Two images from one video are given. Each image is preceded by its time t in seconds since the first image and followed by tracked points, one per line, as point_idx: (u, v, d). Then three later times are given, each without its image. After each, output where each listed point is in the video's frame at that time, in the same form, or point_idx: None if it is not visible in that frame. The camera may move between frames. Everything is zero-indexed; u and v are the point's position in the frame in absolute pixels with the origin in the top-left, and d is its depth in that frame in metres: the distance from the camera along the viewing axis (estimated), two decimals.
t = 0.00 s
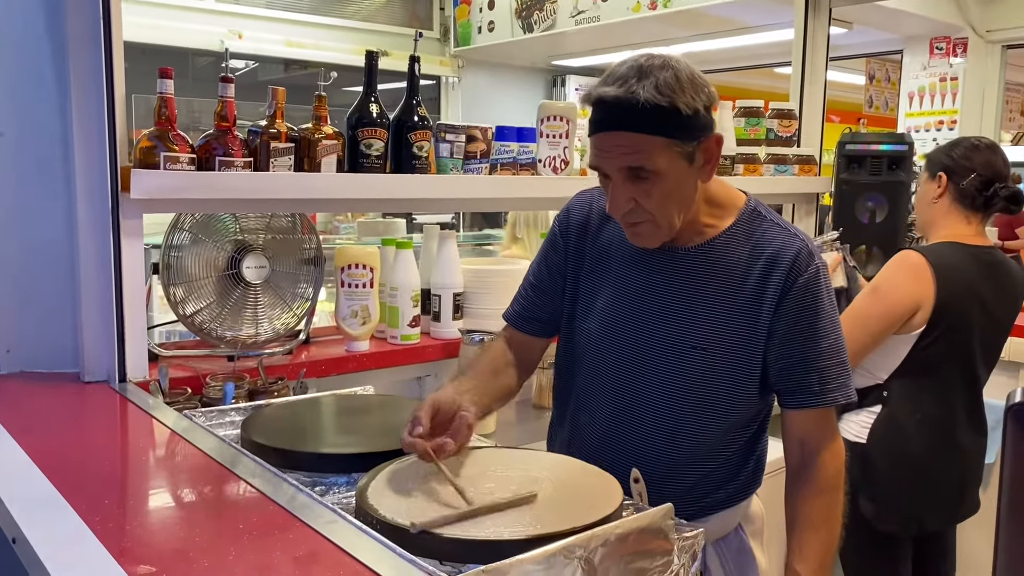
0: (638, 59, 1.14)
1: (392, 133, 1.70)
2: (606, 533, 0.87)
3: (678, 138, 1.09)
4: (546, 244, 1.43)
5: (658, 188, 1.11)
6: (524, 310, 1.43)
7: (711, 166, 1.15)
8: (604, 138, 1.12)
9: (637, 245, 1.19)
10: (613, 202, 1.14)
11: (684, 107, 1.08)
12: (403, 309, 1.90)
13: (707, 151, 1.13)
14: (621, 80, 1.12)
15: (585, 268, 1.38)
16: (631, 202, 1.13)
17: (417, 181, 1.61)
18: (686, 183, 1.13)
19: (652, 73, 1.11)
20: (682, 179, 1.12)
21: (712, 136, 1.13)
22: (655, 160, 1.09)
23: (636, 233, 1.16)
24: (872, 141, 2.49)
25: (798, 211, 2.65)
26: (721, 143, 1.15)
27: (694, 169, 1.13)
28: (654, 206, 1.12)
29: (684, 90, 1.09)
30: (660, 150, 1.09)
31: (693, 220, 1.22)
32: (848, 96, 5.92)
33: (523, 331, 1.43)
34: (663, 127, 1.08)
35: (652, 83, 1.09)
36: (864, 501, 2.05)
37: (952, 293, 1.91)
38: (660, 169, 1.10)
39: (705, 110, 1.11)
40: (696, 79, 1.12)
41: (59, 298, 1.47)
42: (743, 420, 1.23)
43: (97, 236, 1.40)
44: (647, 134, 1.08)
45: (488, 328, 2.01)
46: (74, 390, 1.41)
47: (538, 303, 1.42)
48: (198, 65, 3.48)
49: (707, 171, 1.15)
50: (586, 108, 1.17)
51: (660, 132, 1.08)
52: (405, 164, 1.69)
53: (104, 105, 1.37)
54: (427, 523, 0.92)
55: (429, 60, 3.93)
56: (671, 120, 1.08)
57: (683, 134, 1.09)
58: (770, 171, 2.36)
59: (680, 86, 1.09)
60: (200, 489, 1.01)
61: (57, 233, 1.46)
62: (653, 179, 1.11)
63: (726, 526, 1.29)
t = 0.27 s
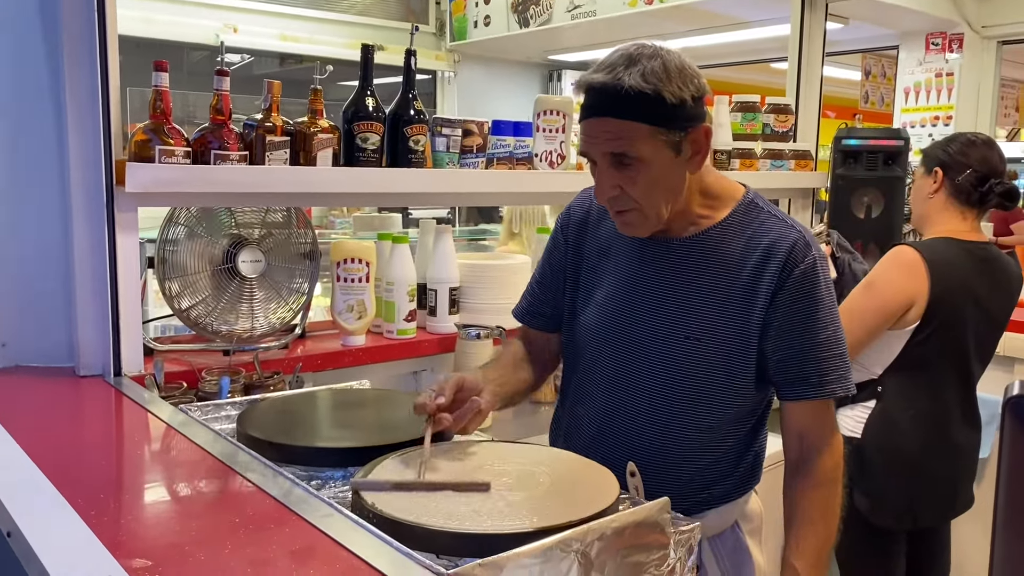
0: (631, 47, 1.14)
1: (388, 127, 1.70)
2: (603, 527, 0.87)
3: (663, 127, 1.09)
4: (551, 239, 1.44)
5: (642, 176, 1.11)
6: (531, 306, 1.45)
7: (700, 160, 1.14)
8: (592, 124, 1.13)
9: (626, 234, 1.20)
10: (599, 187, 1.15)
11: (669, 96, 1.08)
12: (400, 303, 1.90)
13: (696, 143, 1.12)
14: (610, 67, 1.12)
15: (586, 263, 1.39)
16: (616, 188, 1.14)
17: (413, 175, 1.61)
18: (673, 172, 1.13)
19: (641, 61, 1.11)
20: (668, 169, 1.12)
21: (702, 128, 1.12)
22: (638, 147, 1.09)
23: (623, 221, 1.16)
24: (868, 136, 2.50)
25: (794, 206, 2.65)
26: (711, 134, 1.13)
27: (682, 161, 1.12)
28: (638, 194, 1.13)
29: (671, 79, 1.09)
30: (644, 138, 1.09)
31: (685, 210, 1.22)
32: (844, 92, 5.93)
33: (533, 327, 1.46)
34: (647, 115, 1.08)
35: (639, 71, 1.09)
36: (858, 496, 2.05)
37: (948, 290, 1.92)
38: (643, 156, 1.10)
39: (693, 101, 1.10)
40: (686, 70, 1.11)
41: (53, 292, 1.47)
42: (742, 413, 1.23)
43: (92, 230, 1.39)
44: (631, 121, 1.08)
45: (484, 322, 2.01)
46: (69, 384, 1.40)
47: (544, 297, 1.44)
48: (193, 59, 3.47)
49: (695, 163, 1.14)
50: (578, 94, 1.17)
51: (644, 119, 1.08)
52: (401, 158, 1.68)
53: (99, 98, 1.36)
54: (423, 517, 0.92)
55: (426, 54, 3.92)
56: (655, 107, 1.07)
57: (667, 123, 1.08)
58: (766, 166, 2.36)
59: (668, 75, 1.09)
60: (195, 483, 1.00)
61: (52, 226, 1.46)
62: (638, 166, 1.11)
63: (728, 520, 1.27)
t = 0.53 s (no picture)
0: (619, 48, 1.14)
1: (384, 123, 1.70)
2: (599, 523, 0.87)
3: (652, 129, 1.08)
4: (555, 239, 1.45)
5: (632, 177, 1.12)
6: (544, 305, 1.47)
7: (689, 159, 1.14)
8: (580, 125, 1.13)
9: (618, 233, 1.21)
10: (589, 188, 1.15)
11: (656, 97, 1.07)
12: (396, 299, 1.90)
13: (684, 143, 1.13)
14: (598, 68, 1.12)
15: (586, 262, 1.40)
16: (606, 189, 1.14)
17: (410, 171, 1.61)
18: (662, 172, 1.12)
19: (628, 62, 1.10)
20: (657, 169, 1.12)
21: (689, 128, 1.12)
22: (627, 149, 1.09)
23: (613, 220, 1.17)
24: (863, 133, 2.50)
25: (790, 203, 2.66)
26: (701, 134, 1.13)
27: (670, 160, 1.12)
28: (627, 194, 1.13)
29: (659, 81, 1.08)
30: (631, 139, 1.09)
31: (676, 208, 1.22)
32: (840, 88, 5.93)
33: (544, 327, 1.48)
34: (635, 116, 1.07)
35: (627, 73, 1.09)
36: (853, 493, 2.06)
37: (942, 286, 1.92)
38: (631, 157, 1.10)
39: (681, 101, 1.09)
40: (674, 70, 1.11)
41: (48, 288, 1.46)
42: (735, 410, 1.23)
43: (87, 226, 1.39)
44: (620, 124, 1.08)
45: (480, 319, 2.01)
46: (64, 380, 1.40)
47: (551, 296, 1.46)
48: (188, 54, 3.46)
49: (686, 162, 1.14)
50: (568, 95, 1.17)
51: (631, 121, 1.08)
52: (397, 154, 1.68)
53: (94, 94, 1.36)
54: (420, 513, 0.92)
55: (422, 50, 3.92)
56: (642, 109, 1.07)
57: (655, 124, 1.08)
58: (763, 163, 2.37)
59: (655, 76, 1.09)
60: (191, 480, 1.00)
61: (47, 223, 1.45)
62: (627, 168, 1.11)
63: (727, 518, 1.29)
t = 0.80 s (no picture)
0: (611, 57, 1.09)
1: (380, 119, 1.70)
2: (595, 519, 0.87)
3: (647, 141, 1.05)
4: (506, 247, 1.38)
5: (626, 190, 1.09)
6: (505, 309, 1.34)
7: (683, 166, 1.12)
8: (574, 135, 1.09)
9: (613, 240, 1.20)
10: (584, 200, 1.12)
11: (653, 110, 1.04)
12: (392, 296, 1.90)
13: (679, 153, 1.10)
14: (591, 79, 1.08)
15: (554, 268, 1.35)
16: (601, 201, 1.12)
17: (406, 167, 1.61)
18: (657, 182, 1.10)
19: (622, 73, 1.06)
20: (652, 180, 1.09)
21: (684, 136, 1.09)
22: (623, 162, 1.06)
23: (610, 230, 1.17)
24: (859, 129, 2.50)
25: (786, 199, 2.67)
26: (694, 142, 1.11)
27: (666, 171, 1.10)
28: (622, 205, 1.12)
29: (654, 92, 1.05)
30: (628, 153, 1.06)
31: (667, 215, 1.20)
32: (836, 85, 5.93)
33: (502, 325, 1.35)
34: (632, 131, 1.04)
35: (622, 84, 1.06)
36: (849, 490, 2.07)
37: (937, 282, 1.92)
38: (628, 170, 1.07)
39: (676, 112, 1.07)
40: (669, 80, 1.07)
41: (41, 284, 1.45)
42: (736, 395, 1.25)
43: (82, 222, 1.38)
44: (615, 137, 1.05)
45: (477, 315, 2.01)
46: (58, 376, 1.39)
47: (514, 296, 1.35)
48: (184, 50, 3.45)
49: (680, 169, 1.12)
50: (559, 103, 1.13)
51: (628, 135, 1.04)
52: (393, 150, 1.68)
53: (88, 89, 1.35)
54: (415, 509, 0.92)
55: (418, 46, 3.91)
56: (639, 123, 1.04)
57: (652, 136, 1.05)
58: (759, 159, 2.37)
59: (651, 88, 1.05)
60: (186, 476, 1.00)
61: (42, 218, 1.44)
62: (623, 181, 1.09)
63: (729, 528, 1.30)
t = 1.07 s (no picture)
0: (620, 51, 1.14)
1: (376, 115, 1.69)
2: (591, 515, 0.87)
3: (658, 129, 1.09)
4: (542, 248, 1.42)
5: (639, 179, 1.11)
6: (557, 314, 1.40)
7: (693, 157, 1.14)
8: (585, 128, 1.12)
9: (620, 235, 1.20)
10: (596, 193, 1.14)
11: (664, 98, 1.08)
12: (388, 293, 1.90)
13: (689, 144, 1.13)
14: (602, 71, 1.12)
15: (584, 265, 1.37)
16: (613, 193, 1.13)
17: (402, 163, 1.60)
18: (669, 171, 1.13)
19: (633, 64, 1.11)
20: (664, 169, 1.12)
21: (693, 127, 1.13)
22: (634, 150, 1.09)
23: (620, 224, 1.17)
24: (855, 126, 2.50)
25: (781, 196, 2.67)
26: (702, 134, 1.14)
27: (676, 161, 1.13)
28: (634, 196, 1.13)
29: (664, 82, 1.09)
30: (640, 141, 1.09)
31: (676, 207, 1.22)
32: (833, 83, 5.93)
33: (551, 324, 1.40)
34: (644, 118, 1.08)
35: (632, 73, 1.10)
36: (845, 486, 2.08)
37: (933, 279, 1.93)
38: (639, 159, 1.10)
39: (685, 101, 1.11)
40: (676, 71, 1.12)
41: (35, 280, 1.44)
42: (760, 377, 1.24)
43: (76, 218, 1.38)
44: (627, 126, 1.08)
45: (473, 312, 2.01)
46: (54, 372, 1.39)
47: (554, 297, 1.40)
48: (180, 46, 3.44)
49: (690, 160, 1.14)
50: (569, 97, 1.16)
51: (640, 123, 1.08)
52: (389, 146, 1.67)
53: (83, 85, 1.35)
54: (412, 505, 0.92)
55: (414, 43, 3.90)
56: (651, 111, 1.08)
57: (664, 123, 1.09)
58: (755, 156, 2.37)
59: (661, 77, 1.09)
60: (182, 472, 1.00)
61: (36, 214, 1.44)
62: (634, 171, 1.11)
63: (725, 542, 1.29)
